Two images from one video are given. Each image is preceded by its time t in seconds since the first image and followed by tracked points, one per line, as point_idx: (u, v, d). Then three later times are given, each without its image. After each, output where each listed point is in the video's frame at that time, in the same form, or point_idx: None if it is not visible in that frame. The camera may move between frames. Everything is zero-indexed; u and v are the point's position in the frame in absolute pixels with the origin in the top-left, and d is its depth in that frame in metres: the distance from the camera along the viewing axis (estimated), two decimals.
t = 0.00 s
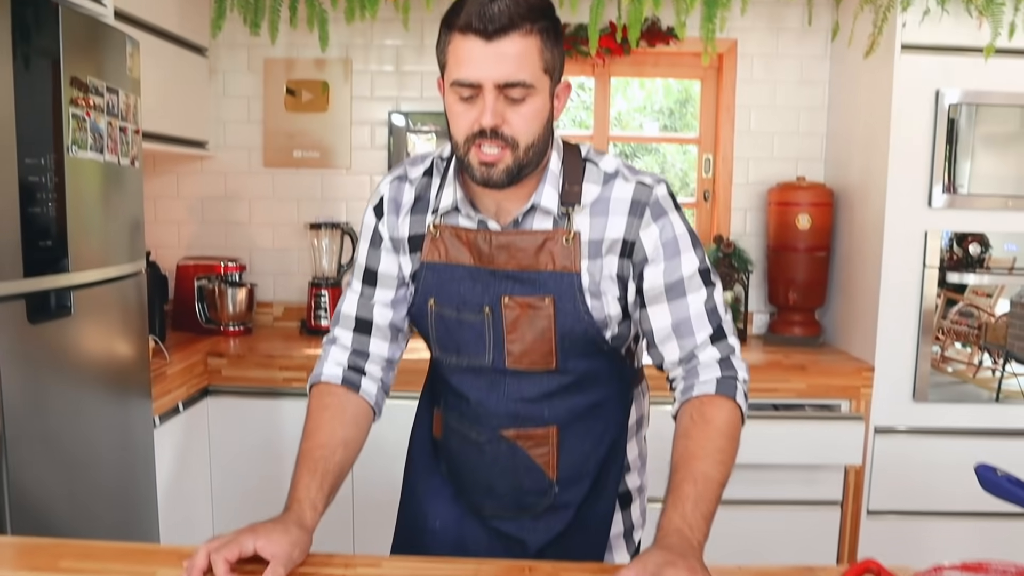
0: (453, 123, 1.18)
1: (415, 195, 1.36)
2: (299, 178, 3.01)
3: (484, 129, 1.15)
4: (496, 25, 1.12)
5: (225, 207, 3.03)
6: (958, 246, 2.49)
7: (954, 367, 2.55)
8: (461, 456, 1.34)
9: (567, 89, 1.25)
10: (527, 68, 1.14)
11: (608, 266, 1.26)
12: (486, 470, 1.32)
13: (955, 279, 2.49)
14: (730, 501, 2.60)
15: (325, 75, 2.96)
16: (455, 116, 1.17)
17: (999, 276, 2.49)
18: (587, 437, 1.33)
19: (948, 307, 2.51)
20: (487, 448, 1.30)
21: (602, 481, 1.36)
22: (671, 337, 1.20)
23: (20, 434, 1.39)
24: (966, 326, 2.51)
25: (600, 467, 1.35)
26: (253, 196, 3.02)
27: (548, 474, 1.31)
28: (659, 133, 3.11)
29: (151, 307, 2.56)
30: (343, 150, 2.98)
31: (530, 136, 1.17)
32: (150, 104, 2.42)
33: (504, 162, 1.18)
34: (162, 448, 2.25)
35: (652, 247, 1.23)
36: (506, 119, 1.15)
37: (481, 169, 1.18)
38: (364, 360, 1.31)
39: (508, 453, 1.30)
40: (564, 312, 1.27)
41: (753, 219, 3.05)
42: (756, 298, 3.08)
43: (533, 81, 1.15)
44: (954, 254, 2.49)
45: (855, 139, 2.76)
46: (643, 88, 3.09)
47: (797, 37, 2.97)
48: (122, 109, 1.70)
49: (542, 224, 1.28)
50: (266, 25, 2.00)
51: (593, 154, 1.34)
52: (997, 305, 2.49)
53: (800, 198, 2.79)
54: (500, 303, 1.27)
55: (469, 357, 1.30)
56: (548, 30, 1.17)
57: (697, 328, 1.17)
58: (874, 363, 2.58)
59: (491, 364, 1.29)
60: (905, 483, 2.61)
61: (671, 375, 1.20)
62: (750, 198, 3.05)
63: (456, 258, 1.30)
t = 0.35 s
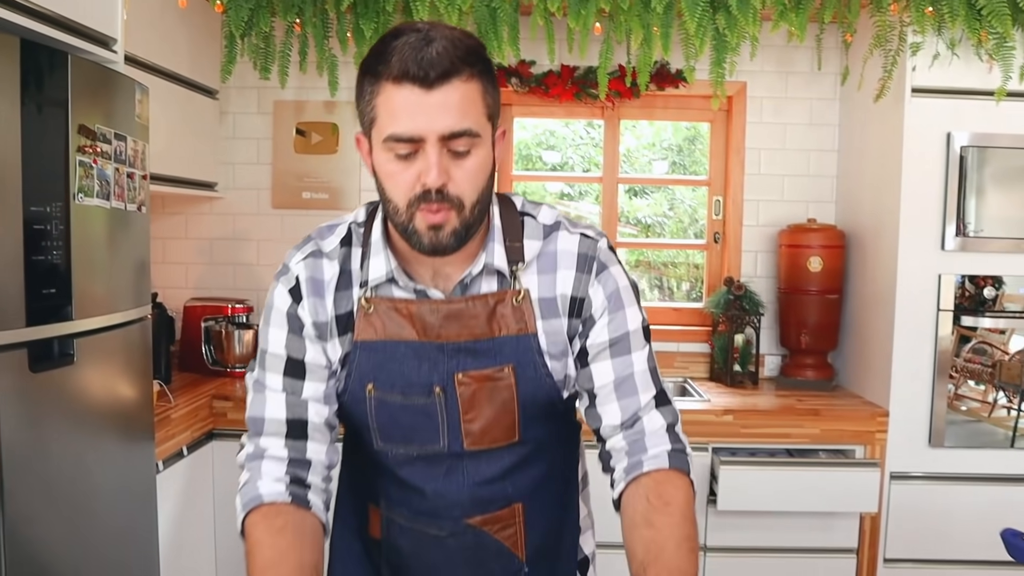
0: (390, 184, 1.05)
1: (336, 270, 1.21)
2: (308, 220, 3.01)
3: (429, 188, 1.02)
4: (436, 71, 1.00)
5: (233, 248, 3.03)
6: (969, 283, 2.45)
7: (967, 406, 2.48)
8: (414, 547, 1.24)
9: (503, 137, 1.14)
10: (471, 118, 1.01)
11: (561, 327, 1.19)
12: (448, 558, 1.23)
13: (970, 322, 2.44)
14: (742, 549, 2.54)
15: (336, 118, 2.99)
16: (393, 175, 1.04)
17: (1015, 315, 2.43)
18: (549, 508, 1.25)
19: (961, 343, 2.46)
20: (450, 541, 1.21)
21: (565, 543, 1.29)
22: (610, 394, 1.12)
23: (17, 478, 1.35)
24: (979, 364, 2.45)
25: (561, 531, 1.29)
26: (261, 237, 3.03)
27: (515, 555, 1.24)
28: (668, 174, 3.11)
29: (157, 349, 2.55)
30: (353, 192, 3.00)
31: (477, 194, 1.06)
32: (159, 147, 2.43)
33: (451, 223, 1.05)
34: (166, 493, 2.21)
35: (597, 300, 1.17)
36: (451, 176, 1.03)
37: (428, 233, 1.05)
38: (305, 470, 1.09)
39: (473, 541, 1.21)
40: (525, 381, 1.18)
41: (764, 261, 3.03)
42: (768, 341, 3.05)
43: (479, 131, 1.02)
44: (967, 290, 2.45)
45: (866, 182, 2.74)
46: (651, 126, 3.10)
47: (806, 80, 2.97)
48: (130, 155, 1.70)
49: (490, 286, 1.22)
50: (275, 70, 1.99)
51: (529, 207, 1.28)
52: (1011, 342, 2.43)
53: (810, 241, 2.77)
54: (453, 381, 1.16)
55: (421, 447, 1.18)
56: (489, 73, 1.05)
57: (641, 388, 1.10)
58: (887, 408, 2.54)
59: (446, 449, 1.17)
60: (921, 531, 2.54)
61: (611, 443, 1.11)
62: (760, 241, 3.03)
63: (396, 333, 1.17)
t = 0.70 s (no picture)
0: (406, 240, 1.02)
1: (330, 313, 1.18)
2: (327, 240, 3.01)
3: (449, 251, 1.00)
4: (467, 126, 0.96)
5: (251, 267, 3.04)
6: (995, 306, 2.40)
7: (994, 431, 2.41)
8: None
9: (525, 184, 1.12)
10: (499, 177, 0.99)
11: (575, 388, 1.19)
12: None
13: (998, 347, 2.39)
14: None
15: (355, 138, 3.00)
16: (411, 233, 1.02)
17: None
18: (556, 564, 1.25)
19: (986, 368, 2.40)
20: None
21: None
22: (634, 458, 1.13)
23: (28, 494, 1.33)
24: (1006, 390, 2.39)
25: None
26: (280, 256, 3.03)
27: None
28: (688, 195, 3.09)
29: (173, 368, 2.55)
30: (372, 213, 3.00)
31: (497, 254, 1.04)
32: (179, 166, 2.44)
33: (469, 286, 1.04)
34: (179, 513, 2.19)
35: (618, 359, 1.17)
36: (473, 237, 1.01)
37: (444, 294, 1.04)
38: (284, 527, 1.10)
39: None
40: (536, 442, 1.17)
41: (785, 285, 2.99)
42: (789, 364, 3.00)
43: (506, 191, 1.00)
44: (992, 313, 2.40)
45: (891, 204, 2.70)
46: (671, 147, 3.07)
47: (829, 101, 2.94)
48: (147, 176, 1.70)
49: (501, 343, 1.21)
50: (295, 90, 1.99)
51: (544, 248, 1.28)
52: None
53: (834, 263, 2.73)
54: (459, 443, 1.15)
55: (421, 506, 1.17)
56: (518, 125, 1.03)
57: (668, 452, 1.12)
58: (913, 435, 2.47)
59: (448, 508, 1.17)
60: (947, 563, 2.47)
61: (636, 510, 1.12)
62: (782, 264, 2.99)
63: (397, 388, 1.15)
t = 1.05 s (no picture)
0: (430, 237, 1.01)
1: (350, 307, 1.17)
2: (329, 233, 3.00)
3: (474, 253, 0.99)
4: (500, 124, 0.95)
5: (253, 261, 3.03)
6: (1000, 305, 2.38)
7: (997, 431, 2.40)
8: None
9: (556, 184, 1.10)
10: (531, 178, 0.98)
11: (603, 396, 1.18)
12: None
13: (1003, 347, 2.37)
14: None
15: (358, 132, 2.98)
16: (437, 231, 1.00)
17: None
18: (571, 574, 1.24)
19: (991, 368, 2.39)
20: None
21: None
22: (666, 475, 1.12)
23: (26, 485, 1.32)
24: (1010, 390, 2.38)
25: None
26: (281, 250, 3.02)
27: None
28: (692, 191, 3.07)
29: (173, 361, 2.54)
30: (374, 206, 2.99)
31: (523, 256, 1.03)
32: (181, 158, 2.43)
33: (492, 289, 1.02)
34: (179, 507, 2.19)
35: (652, 369, 1.16)
36: (499, 238, 1.00)
37: (466, 294, 1.03)
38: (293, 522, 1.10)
39: None
40: (559, 450, 1.16)
41: (789, 282, 2.97)
42: (794, 362, 2.99)
43: (536, 194, 0.99)
44: (997, 312, 2.38)
45: (897, 201, 2.68)
46: (675, 143, 3.05)
47: (835, 98, 2.92)
48: (148, 167, 1.69)
49: (526, 346, 1.20)
50: (298, 82, 1.97)
51: (577, 247, 1.27)
52: None
53: (838, 260, 2.71)
54: (477, 447, 1.15)
55: (437, 508, 1.17)
56: (552, 124, 1.01)
57: (700, 469, 1.11)
58: (918, 435, 2.45)
59: (465, 513, 1.17)
60: (951, 563, 2.45)
61: (665, 525, 1.13)
62: (786, 261, 2.97)
63: (416, 388, 1.15)
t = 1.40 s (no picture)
0: (436, 216, 1.02)
1: (370, 284, 1.19)
2: (325, 228, 3.00)
3: (480, 233, 0.99)
4: (500, 105, 0.94)
5: (249, 255, 3.02)
6: (996, 301, 2.38)
7: (993, 426, 2.41)
8: None
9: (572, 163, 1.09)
10: (536, 158, 0.97)
11: (622, 383, 1.16)
12: None
13: (999, 341, 2.38)
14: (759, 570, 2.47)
15: (354, 125, 2.96)
16: (444, 211, 1.00)
17: None
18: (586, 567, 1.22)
19: (987, 363, 2.39)
20: None
21: None
22: (686, 465, 1.12)
23: (21, 477, 1.32)
24: (1005, 384, 2.39)
25: None
26: (277, 244, 3.01)
27: None
28: (689, 185, 3.06)
29: (169, 354, 2.54)
30: (370, 200, 2.98)
31: (533, 235, 1.02)
32: (176, 151, 2.42)
33: (503, 267, 1.03)
34: (175, 500, 2.19)
35: (674, 358, 1.14)
36: (506, 217, 0.99)
37: (474, 272, 1.03)
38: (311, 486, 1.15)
39: None
40: (572, 436, 1.14)
41: (786, 276, 2.97)
42: (790, 356, 2.99)
43: (543, 174, 0.98)
44: (993, 307, 2.38)
45: (894, 196, 2.67)
46: (672, 138, 3.05)
47: (833, 92, 2.92)
48: (143, 160, 1.69)
49: (542, 327, 1.18)
50: (293, 76, 1.95)
51: (600, 234, 1.25)
52: None
53: (835, 255, 2.71)
54: (490, 428, 1.13)
55: (449, 490, 1.16)
56: (561, 104, 1.00)
57: (719, 458, 1.10)
58: (913, 429, 2.46)
59: (476, 497, 1.15)
60: (947, 558, 2.46)
61: (682, 513, 1.12)
62: (783, 255, 2.98)
63: (431, 366, 1.14)
